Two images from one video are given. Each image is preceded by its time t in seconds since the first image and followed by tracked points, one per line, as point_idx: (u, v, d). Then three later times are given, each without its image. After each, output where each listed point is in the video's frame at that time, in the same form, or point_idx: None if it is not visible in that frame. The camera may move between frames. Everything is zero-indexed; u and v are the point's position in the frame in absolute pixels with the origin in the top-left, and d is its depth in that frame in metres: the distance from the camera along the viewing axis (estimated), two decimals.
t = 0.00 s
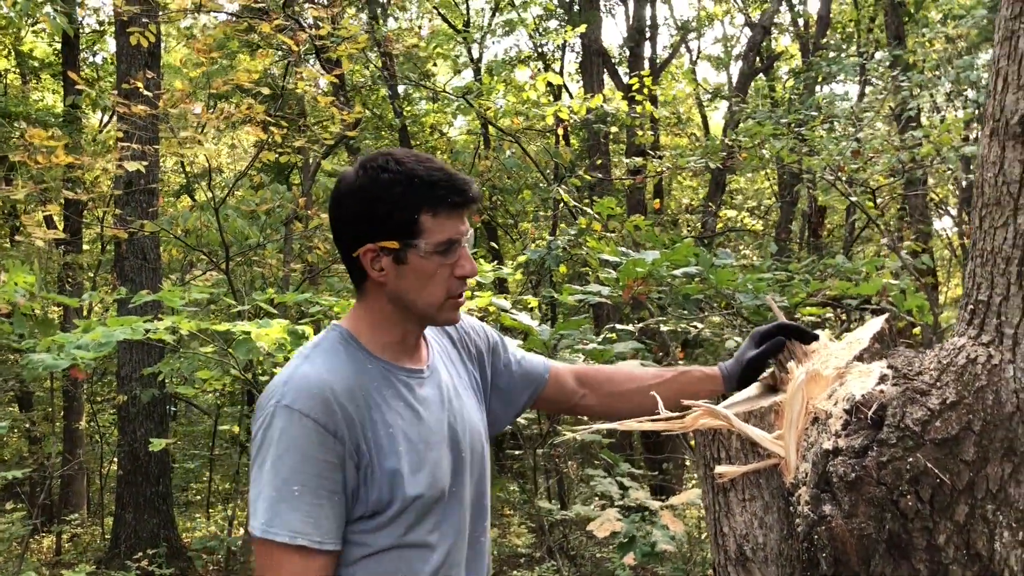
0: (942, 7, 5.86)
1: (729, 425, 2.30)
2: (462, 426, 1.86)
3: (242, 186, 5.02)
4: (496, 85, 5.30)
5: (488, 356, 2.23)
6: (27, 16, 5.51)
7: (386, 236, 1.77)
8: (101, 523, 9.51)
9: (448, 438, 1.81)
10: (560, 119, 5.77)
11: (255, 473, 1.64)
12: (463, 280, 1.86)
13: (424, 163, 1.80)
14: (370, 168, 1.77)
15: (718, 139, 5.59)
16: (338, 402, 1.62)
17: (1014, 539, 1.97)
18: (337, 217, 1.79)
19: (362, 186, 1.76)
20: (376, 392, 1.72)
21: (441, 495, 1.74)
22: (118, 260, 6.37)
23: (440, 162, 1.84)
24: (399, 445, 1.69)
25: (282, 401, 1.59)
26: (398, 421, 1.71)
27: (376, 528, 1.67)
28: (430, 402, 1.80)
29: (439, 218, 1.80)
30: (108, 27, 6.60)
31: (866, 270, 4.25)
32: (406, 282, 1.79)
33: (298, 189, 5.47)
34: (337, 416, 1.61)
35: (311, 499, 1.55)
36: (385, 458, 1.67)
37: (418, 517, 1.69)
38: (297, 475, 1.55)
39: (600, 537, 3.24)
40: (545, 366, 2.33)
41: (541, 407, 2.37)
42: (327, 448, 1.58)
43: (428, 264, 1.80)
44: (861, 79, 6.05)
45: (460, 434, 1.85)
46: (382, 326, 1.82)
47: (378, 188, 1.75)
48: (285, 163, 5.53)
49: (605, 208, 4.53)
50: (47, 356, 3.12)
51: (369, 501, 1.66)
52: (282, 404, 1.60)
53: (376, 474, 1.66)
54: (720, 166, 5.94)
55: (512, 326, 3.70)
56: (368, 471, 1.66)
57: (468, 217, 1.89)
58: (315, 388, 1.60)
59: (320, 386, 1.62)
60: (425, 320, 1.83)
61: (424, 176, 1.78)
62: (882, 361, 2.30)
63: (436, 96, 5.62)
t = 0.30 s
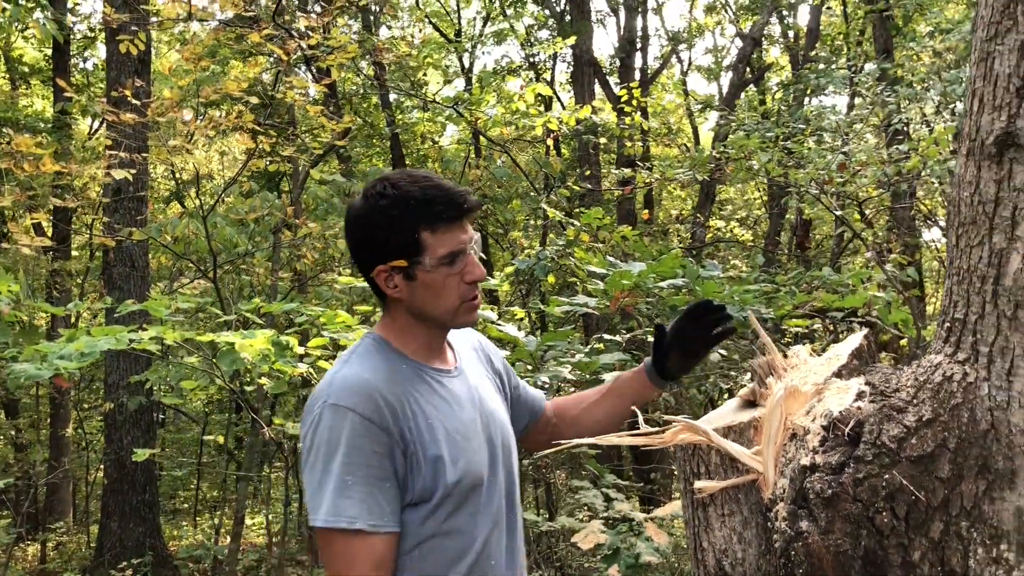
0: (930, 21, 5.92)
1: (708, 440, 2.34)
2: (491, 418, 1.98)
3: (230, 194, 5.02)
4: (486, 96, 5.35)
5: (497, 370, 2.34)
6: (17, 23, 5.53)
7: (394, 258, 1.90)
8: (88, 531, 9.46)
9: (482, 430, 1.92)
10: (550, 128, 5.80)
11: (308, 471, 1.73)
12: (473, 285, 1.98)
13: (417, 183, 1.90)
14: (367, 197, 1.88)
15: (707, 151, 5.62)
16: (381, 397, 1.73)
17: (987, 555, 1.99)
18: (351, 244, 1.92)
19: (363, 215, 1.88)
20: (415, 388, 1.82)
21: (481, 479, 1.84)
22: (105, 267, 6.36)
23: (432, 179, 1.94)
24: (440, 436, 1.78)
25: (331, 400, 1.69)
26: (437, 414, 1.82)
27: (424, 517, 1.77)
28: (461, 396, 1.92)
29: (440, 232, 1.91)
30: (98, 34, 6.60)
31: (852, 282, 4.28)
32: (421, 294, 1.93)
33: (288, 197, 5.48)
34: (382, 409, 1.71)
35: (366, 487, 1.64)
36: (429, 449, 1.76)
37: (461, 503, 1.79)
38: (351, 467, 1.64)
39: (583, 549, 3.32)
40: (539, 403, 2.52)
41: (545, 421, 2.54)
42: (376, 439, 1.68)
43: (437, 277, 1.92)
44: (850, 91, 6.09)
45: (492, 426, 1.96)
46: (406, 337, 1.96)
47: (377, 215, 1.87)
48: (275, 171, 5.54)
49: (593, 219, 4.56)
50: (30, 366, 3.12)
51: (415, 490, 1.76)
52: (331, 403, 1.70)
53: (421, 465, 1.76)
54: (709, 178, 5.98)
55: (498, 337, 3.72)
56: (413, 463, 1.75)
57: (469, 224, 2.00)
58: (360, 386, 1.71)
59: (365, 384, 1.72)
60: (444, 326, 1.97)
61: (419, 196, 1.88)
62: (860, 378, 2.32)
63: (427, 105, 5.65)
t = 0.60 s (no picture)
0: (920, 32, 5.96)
1: (697, 449, 2.34)
2: (525, 401, 2.21)
3: (222, 198, 5.01)
4: (479, 103, 5.42)
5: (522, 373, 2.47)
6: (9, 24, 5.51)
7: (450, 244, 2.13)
8: (74, 535, 9.38)
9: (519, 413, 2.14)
10: (543, 135, 5.82)
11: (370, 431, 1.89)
12: (517, 274, 2.20)
13: (472, 180, 2.17)
14: (429, 190, 2.14)
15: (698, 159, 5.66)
16: (442, 366, 1.94)
17: (972, 566, 2.01)
18: (411, 233, 2.17)
19: (425, 206, 2.15)
20: (468, 366, 2.03)
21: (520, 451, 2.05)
22: (95, 270, 6.33)
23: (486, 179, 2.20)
24: (489, 411, 2.00)
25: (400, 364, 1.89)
26: (486, 392, 2.03)
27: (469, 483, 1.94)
28: (502, 378, 2.14)
29: (491, 223, 2.15)
30: (90, 35, 6.58)
31: (841, 291, 4.32)
32: (471, 279, 2.14)
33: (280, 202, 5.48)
34: (443, 377, 1.93)
35: (428, 445, 1.83)
36: (479, 421, 1.97)
37: (502, 475, 1.99)
38: (416, 425, 1.83)
39: (573, 558, 3.27)
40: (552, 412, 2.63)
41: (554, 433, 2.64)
42: (437, 402, 1.89)
43: (486, 263, 2.14)
44: (842, 101, 6.13)
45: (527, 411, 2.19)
46: (455, 319, 2.17)
47: (439, 206, 2.14)
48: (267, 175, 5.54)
49: (584, 226, 4.58)
50: (17, 368, 3.09)
51: (463, 457, 1.95)
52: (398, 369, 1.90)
53: (471, 435, 1.96)
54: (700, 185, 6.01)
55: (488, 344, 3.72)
56: (463, 432, 1.96)
57: (514, 219, 2.24)
58: (425, 354, 1.92)
59: (429, 356, 1.94)
60: (488, 310, 2.18)
61: (475, 191, 2.15)
62: (848, 388, 2.33)
63: (420, 111, 5.67)
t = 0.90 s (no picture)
0: (913, 37, 6.01)
1: (685, 447, 2.33)
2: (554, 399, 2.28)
3: (213, 194, 5.00)
4: (473, 102, 5.49)
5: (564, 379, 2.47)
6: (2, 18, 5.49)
7: (507, 240, 2.20)
8: (61, 532, 9.32)
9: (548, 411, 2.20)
10: (536, 135, 5.84)
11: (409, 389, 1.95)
12: (568, 277, 2.21)
13: (536, 184, 2.23)
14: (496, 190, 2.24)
15: (691, 161, 5.69)
16: (489, 346, 2.02)
17: (958, 566, 2.03)
18: (476, 229, 2.26)
19: (490, 206, 2.25)
20: (511, 355, 2.10)
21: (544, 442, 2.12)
22: (85, 265, 6.31)
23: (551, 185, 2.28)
24: (522, 400, 2.06)
25: (452, 335, 1.97)
26: (522, 382, 2.10)
27: (492, 462, 2.00)
28: (538, 372, 2.22)
29: (548, 225, 2.20)
30: (83, 30, 6.57)
31: (832, 294, 4.34)
32: (521, 276, 2.18)
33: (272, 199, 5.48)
34: (489, 356, 2.01)
35: (466, 416, 1.89)
36: (513, 407, 2.04)
37: (523, 463, 2.05)
38: (459, 393, 1.89)
39: (558, 556, 3.35)
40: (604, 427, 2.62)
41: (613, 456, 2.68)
42: (479, 379, 1.96)
43: (538, 263, 2.18)
44: (834, 104, 6.17)
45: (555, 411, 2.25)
46: (504, 315, 2.21)
47: (502, 204, 2.23)
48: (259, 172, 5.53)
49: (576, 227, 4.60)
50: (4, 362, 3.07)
51: (491, 436, 2.01)
52: (451, 339, 1.98)
53: (502, 417, 2.03)
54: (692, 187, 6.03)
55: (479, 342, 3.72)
56: (496, 412, 2.02)
57: (572, 226, 2.27)
58: (476, 333, 2.01)
59: (480, 335, 2.02)
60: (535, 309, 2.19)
61: (537, 193, 2.22)
62: (837, 388, 2.34)
63: (414, 110, 5.67)
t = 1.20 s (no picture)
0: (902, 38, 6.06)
1: (663, 441, 2.35)
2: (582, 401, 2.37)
3: (200, 188, 5.00)
4: (462, 98, 5.52)
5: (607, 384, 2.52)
6: None
7: (565, 249, 2.26)
8: (47, 527, 9.30)
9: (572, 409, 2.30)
10: (526, 133, 5.87)
11: (446, 376, 2.04)
12: (619, 294, 2.24)
13: (604, 202, 2.29)
14: (565, 202, 2.31)
15: (680, 160, 5.74)
16: (526, 343, 2.11)
17: (931, 560, 2.06)
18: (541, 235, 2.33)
19: (557, 216, 2.32)
20: (545, 355, 2.18)
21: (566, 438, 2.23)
22: (72, 258, 6.31)
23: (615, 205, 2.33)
24: (549, 398, 2.17)
25: (496, 331, 2.06)
26: (551, 381, 2.19)
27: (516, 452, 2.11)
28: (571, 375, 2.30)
29: (607, 240, 2.25)
30: (72, 23, 6.56)
31: (817, 292, 4.38)
32: (573, 285, 2.23)
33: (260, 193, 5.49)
34: (525, 353, 2.10)
35: (500, 408, 1.99)
36: (540, 403, 2.14)
37: (543, 455, 2.17)
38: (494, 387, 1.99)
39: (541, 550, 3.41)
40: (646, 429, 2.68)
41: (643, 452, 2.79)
42: (514, 373, 2.06)
43: (591, 274, 2.22)
44: (824, 105, 6.20)
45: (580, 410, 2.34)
46: (552, 320, 2.26)
47: (566, 215, 2.28)
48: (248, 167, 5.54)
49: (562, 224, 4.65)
50: None
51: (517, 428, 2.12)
52: (494, 334, 2.06)
53: (529, 411, 2.13)
54: (680, 186, 6.07)
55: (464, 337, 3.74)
56: (524, 406, 2.12)
57: (633, 246, 2.30)
58: (517, 331, 2.09)
59: (518, 334, 2.10)
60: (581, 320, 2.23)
61: (601, 210, 2.28)
62: (814, 384, 2.36)
63: (405, 106, 5.70)
